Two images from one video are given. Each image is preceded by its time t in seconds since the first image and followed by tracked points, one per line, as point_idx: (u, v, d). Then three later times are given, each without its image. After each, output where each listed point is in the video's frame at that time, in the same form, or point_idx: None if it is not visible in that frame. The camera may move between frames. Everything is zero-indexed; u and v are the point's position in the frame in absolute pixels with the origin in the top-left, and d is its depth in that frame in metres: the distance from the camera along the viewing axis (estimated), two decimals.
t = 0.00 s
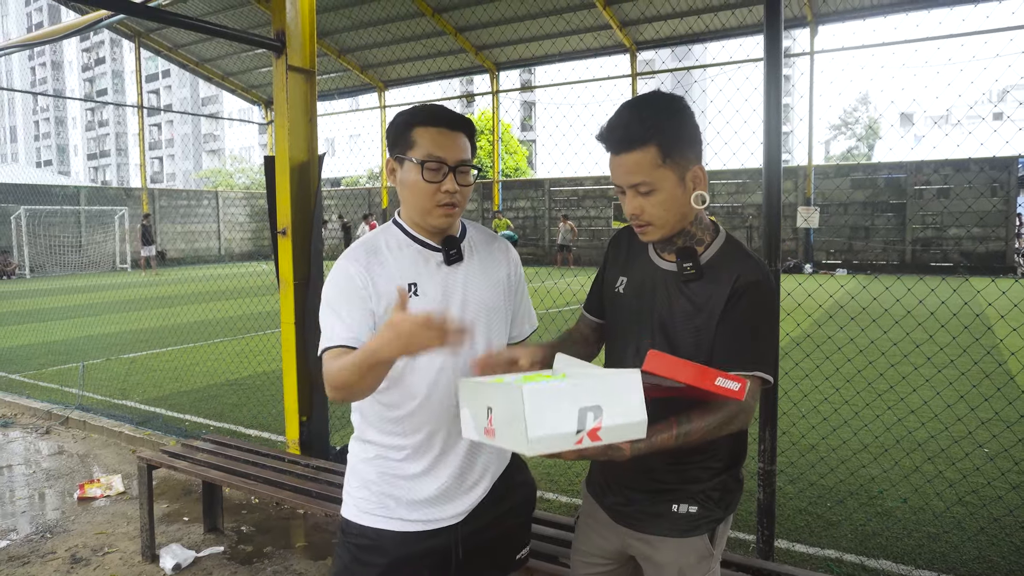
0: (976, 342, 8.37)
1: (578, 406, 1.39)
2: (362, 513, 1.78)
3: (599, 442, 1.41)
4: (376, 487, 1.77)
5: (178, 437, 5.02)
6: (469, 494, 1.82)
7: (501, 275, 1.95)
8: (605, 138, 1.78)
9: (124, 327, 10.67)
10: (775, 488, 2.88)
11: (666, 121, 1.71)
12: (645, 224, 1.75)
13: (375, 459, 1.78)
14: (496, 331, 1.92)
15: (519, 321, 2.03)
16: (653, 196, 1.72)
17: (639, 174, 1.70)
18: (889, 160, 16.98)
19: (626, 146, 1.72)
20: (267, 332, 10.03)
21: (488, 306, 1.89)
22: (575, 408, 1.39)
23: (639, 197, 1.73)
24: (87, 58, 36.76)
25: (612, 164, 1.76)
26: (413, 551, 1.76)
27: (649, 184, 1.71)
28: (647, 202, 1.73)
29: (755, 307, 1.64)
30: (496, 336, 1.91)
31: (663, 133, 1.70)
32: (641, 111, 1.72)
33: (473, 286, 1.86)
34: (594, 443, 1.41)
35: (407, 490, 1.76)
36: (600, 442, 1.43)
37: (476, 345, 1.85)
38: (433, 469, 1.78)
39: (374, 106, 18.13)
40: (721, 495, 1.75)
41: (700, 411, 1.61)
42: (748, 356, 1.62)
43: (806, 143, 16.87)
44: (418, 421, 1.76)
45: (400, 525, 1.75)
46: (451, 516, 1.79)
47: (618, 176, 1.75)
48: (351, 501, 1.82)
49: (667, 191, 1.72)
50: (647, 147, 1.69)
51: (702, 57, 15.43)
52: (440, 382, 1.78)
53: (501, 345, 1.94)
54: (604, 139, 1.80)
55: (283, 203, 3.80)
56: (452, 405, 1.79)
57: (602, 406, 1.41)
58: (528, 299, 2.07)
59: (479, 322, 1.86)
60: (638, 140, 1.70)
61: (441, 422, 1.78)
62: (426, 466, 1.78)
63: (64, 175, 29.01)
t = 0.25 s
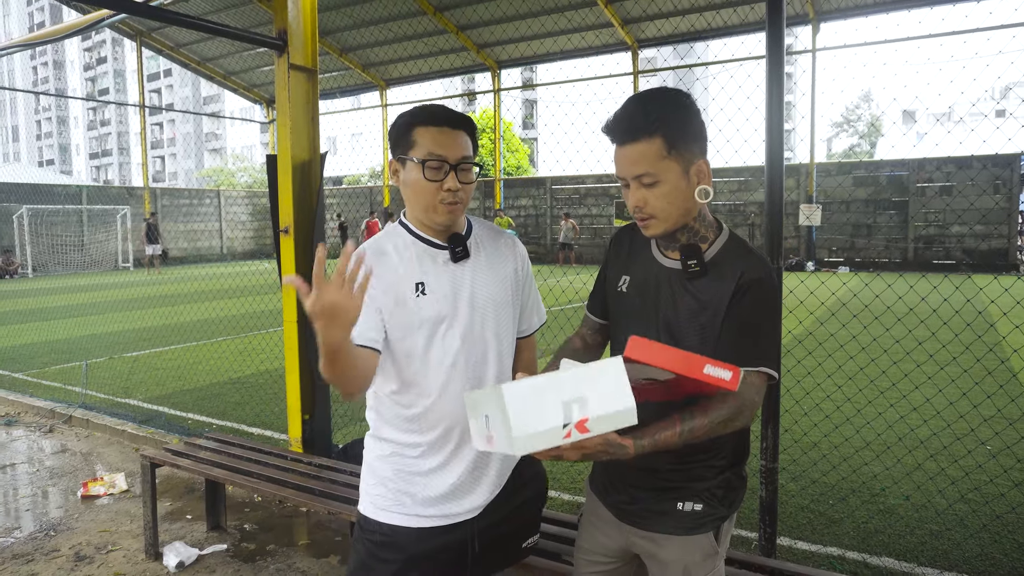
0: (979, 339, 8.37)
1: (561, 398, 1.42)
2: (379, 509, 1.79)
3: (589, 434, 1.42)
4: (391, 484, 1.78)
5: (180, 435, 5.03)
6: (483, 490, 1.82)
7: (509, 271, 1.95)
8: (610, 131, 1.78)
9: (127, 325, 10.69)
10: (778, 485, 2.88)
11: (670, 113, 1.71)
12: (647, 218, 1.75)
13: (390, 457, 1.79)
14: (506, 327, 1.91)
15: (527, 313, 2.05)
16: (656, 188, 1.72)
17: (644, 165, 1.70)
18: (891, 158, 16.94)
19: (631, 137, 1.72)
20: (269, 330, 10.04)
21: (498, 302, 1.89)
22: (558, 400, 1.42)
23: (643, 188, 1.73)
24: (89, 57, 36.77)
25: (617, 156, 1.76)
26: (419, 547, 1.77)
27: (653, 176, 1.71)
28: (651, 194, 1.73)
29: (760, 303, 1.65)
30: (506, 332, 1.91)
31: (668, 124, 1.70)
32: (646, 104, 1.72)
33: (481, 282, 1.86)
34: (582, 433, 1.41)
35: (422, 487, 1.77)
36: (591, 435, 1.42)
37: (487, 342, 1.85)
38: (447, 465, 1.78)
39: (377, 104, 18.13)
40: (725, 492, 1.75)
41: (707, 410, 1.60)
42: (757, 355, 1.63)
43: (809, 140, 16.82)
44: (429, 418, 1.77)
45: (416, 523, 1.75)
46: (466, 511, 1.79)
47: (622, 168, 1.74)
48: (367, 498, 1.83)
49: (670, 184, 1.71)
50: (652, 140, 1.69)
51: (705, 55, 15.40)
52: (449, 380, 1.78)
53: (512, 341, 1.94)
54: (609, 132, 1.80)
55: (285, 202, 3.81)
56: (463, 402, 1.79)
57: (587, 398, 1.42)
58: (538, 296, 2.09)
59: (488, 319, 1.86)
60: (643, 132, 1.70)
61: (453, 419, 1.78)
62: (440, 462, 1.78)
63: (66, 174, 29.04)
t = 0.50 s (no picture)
0: (981, 337, 8.36)
1: (541, 431, 1.41)
2: (384, 507, 1.79)
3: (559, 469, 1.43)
4: (397, 482, 1.79)
5: (183, 434, 5.04)
6: (489, 489, 1.83)
7: (513, 271, 1.95)
8: (607, 128, 1.79)
9: (130, 325, 10.71)
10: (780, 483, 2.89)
11: (667, 108, 1.72)
12: (644, 214, 1.75)
13: (394, 457, 1.80)
14: (510, 326, 1.91)
15: (532, 313, 2.06)
16: (653, 182, 1.72)
17: (640, 159, 1.71)
18: (893, 156, 16.92)
19: (628, 133, 1.72)
20: (271, 329, 10.05)
21: (502, 301, 1.89)
22: (536, 434, 1.41)
23: (640, 184, 1.73)
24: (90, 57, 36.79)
25: (614, 152, 1.77)
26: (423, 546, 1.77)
27: (649, 170, 1.71)
28: (647, 189, 1.73)
29: (767, 298, 1.64)
30: (509, 332, 1.91)
31: (665, 119, 1.71)
32: (643, 100, 1.73)
33: (485, 281, 1.86)
34: (554, 472, 1.42)
35: (426, 486, 1.78)
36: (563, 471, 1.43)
37: (490, 341, 1.85)
38: (450, 465, 1.79)
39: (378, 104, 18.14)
40: (727, 491, 1.76)
41: (756, 412, 1.59)
42: (765, 351, 1.62)
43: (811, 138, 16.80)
44: (432, 417, 1.78)
45: (423, 522, 1.77)
46: (471, 509, 1.80)
47: (618, 163, 1.75)
48: (372, 496, 1.84)
49: (667, 179, 1.72)
50: (649, 135, 1.70)
51: (706, 53, 15.36)
52: (452, 380, 1.78)
53: (516, 340, 1.94)
54: (606, 128, 1.80)
55: (287, 201, 3.82)
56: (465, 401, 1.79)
57: (565, 434, 1.42)
58: (543, 295, 2.08)
59: (492, 319, 1.85)
60: (639, 127, 1.71)
61: (456, 418, 1.78)
62: (445, 461, 1.79)
63: (68, 174, 29.07)
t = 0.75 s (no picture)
0: (984, 335, 8.33)
1: (499, 439, 1.43)
2: (388, 507, 1.80)
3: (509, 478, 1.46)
4: (402, 483, 1.80)
5: (187, 434, 5.06)
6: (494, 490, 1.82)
7: (520, 271, 1.94)
8: (608, 126, 1.79)
9: (133, 325, 10.73)
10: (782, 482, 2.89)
11: (667, 107, 1.72)
12: (646, 212, 1.75)
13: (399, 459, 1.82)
14: (516, 327, 1.91)
15: (538, 314, 2.06)
16: (654, 181, 1.72)
17: (641, 158, 1.71)
18: (896, 154, 16.88)
19: (628, 132, 1.73)
20: (274, 329, 10.06)
21: (507, 303, 1.88)
22: (491, 442, 1.44)
23: (641, 182, 1.73)
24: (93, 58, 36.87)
25: (615, 151, 1.78)
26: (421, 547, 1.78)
27: (650, 169, 1.71)
28: (648, 188, 1.73)
29: (780, 291, 1.67)
30: (514, 333, 1.90)
31: (666, 117, 1.71)
32: (645, 99, 1.73)
33: (489, 282, 1.86)
34: (504, 481, 1.45)
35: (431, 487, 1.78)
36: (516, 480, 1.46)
37: (494, 342, 1.85)
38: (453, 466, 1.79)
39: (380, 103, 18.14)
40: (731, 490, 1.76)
41: (785, 385, 1.68)
42: (780, 337, 1.67)
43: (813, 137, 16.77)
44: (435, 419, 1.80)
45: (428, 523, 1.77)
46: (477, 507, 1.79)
47: (619, 163, 1.76)
48: (376, 496, 1.84)
49: (670, 177, 1.72)
50: (650, 133, 1.70)
51: (708, 51, 15.33)
52: (452, 381, 1.80)
53: (522, 340, 1.94)
54: (607, 127, 1.80)
55: (289, 202, 3.83)
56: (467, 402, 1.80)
57: (518, 449, 1.43)
58: (550, 296, 2.08)
59: (496, 321, 1.85)
60: (641, 126, 1.71)
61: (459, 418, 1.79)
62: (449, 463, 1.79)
63: (71, 174, 29.11)
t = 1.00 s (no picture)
0: (987, 333, 8.31)
1: (516, 453, 1.40)
2: (381, 504, 1.85)
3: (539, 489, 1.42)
4: (394, 481, 1.84)
5: (190, 434, 5.07)
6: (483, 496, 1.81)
7: (522, 271, 1.92)
8: (616, 120, 1.79)
9: (136, 325, 10.75)
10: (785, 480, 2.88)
11: (676, 102, 1.72)
12: (653, 208, 1.76)
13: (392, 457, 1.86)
14: (516, 327, 1.89)
15: (545, 319, 2.02)
16: (664, 176, 1.73)
17: (651, 154, 1.71)
18: (898, 152, 16.84)
19: (637, 126, 1.72)
20: (277, 329, 10.08)
21: (507, 302, 1.87)
22: (510, 455, 1.41)
23: (650, 177, 1.73)
24: (95, 58, 36.91)
25: (623, 146, 1.78)
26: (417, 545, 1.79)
27: (660, 164, 1.71)
28: (658, 183, 1.73)
29: (773, 290, 1.68)
30: (516, 332, 1.90)
31: (675, 112, 1.71)
32: (654, 94, 1.73)
33: (487, 281, 1.85)
34: (532, 492, 1.41)
35: (419, 487, 1.80)
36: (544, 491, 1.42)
37: (491, 341, 1.84)
38: (442, 468, 1.80)
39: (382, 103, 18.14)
40: (735, 489, 1.76)
41: (750, 378, 1.66)
42: (767, 340, 1.68)
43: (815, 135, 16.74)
44: (425, 418, 1.81)
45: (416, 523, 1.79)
46: (468, 512, 1.79)
47: (627, 157, 1.75)
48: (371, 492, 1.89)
49: (676, 173, 1.72)
50: (656, 129, 1.70)
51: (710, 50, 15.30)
52: (444, 381, 1.80)
53: (523, 340, 1.93)
54: (614, 121, 1.80)
55: (291, 202, 3.83)
56: (458, 402, 1.80)
57: (541, 458, 1.40)
58: (559, 293, 2.06)
59: (494, 319, 1.85)
60: (650, 120, 1.71)
61: (451, 418, 1.80)
62: (438, 464, 1.80)
63: (74, 175, 29.17)
